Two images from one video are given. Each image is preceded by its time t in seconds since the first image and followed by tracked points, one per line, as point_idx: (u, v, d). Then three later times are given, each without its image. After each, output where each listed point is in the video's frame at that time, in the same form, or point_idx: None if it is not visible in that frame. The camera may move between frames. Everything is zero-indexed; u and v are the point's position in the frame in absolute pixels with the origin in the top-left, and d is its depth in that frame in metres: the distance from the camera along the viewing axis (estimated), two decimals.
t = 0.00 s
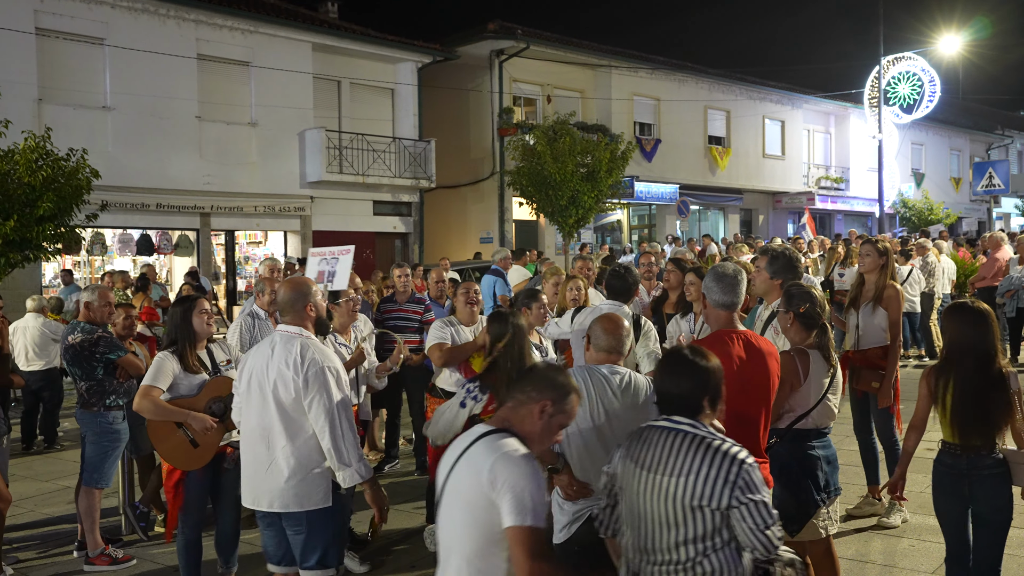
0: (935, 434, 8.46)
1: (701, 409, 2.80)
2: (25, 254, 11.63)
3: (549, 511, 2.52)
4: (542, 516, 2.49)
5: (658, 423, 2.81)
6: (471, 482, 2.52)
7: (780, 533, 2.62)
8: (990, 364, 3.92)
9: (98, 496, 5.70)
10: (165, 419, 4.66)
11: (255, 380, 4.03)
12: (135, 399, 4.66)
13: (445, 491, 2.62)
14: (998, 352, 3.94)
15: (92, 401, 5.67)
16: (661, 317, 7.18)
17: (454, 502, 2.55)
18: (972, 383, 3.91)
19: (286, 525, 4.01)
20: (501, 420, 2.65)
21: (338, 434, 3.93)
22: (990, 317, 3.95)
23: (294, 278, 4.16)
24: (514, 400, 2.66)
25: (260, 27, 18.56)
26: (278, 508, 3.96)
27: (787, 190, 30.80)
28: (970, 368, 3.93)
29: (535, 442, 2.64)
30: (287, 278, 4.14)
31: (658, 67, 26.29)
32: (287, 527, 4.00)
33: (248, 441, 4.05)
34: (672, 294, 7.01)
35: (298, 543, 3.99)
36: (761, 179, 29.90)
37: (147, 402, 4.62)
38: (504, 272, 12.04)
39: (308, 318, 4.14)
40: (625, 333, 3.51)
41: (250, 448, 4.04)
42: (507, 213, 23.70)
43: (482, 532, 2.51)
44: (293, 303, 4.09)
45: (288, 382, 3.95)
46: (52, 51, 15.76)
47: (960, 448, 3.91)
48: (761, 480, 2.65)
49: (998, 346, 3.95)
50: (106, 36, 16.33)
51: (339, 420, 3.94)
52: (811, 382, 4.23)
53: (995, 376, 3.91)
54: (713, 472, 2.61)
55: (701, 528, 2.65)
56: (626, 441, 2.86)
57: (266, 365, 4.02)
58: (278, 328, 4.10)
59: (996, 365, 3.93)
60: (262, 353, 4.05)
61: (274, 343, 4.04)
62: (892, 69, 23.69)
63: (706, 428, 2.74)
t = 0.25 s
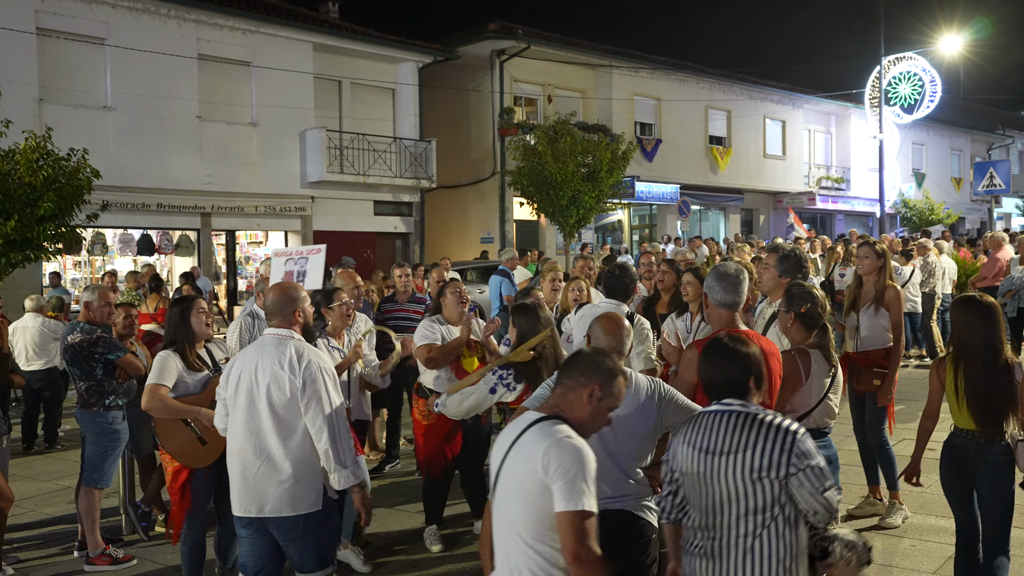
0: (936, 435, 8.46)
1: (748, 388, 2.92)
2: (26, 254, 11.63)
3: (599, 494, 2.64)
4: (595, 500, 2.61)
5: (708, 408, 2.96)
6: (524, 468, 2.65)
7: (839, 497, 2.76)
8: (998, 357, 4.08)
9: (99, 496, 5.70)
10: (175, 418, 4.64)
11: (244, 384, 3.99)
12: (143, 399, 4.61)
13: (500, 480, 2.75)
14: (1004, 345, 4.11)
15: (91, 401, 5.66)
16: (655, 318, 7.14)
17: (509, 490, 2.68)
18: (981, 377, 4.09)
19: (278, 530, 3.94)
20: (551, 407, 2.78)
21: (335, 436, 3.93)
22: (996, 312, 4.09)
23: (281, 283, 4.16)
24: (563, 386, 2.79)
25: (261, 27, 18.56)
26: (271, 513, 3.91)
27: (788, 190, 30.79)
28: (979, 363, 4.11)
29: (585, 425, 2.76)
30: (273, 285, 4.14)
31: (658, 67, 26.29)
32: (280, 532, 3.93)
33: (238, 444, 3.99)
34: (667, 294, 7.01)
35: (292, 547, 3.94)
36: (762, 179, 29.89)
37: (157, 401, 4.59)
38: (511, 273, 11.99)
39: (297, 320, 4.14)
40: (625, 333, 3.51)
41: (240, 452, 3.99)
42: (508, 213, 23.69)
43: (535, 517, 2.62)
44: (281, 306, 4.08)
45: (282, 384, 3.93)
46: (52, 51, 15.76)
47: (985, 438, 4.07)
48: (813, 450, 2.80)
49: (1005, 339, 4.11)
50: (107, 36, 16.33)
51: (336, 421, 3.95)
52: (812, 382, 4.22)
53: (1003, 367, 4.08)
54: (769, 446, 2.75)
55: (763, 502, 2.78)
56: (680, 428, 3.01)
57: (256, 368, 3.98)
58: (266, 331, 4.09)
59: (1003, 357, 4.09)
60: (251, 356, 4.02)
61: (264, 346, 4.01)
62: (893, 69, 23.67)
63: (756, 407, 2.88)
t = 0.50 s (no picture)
0: (935, 435, 8.46)
1: (793, 374, 3.10)
2: (25, 254, 11.61)
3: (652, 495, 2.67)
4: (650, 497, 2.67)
5: (754, 393, 3.15)
6: (580, 467, 2.68)
7: (882, 478, 2.96)
8: (1003, 348, 4.31)
9: (98, 497, 5.69)
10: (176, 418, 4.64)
11: (246, 383, 3.96)
12: (144, 400, 4.59)
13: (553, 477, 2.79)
14: (1011, 336, 4.34)
15: (90, 401, 5.65)
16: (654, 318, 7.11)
17: (564, 486, 2.72)
18: (988, 365, 4.30)
19: (279, 531, 3.92)
20: (603, 405, 2.86)
21: (336, 435, 3.95)
22: (1003, 305, 4.32)
23: (278, 281, 4.14)
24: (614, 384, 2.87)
25: (261, 27, 18.55)
26: (274, 513, 3.89)
27: (787, 190, 30.79)
28: (985, 351, 4.32)
29: (636, 421, 2.84)
30: (270, 282, 4.13)
31: (658, 68, 26.28)
32: (281, 532, 3.92)
33: (240, 442, 3.97)
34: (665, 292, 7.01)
35: (291, 547, 3.93)
36: (762, 179, 29.90)
37: (158, 401, 4.56)
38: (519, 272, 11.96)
39: (294, 318, 4.13)
40: (625, 332, 3.49)
41: (242, 450, 3.96)
42: (508, 213, 23.69)
43: (588, 516, 2.66)
44: (277, 304, 4.08)
45: (286, 383, 3.92)
46: (52, 51, 15.75)
47: (977, 423, 4.31)
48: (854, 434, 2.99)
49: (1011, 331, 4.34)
50: (106, 36, 16.32)
51: (336, 420, 3.98)
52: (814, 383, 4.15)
53: (1009, 357, 4.30)
54: (813, 429, 2.95)
55: (808, 482, 2.99)
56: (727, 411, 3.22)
57: (259, 366, 3.96)
58: (262, 329, 4.06)
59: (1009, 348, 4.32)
60: (251, 354, 3.98)
61: (264, 344, 3.99)
62: (892, 69, 23.67)
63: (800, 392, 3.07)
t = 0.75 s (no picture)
0: (933, 435, 8.45)
1: (848, 375, 3.14)
2: (23, 254, 11.60)
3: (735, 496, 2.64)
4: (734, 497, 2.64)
5: (807, 392, 3.17)
6: (661, 464, 2.65)
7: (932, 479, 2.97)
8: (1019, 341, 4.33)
9: (97, 497, 5.70)
10: (168, 414, 4.64)
11: (257, 385, 3.95)
12: (139, 398, 4.63)
13: (628, 473, 2.76)
14: None
15: (89, 401, 5.65)
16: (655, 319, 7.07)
17: (643, 483, 2.68)
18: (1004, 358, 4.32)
19: (292, 532, 3.94)
20: (683, 402, 2.78)
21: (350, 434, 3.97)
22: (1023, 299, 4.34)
23: (281, 281, 4.11)
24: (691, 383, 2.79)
25: (260, 27, 18.54)
26: (291, 515, 3.91)
27: (786, 190, 30.79)
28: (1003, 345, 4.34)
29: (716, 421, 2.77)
30: (275, 282, 4.09)
31: (657, 68, 26.29)
32: (293, 533, 3.94)
33: (252, 444, 3.96)
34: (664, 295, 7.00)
35: (303, 548, 3.93)
36: (761, 179, 29.91)
37: (150, 398, 4.60)
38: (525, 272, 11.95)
39: (299, 319, 4.12)
40: (623, 332, 3.49)
41: (255, 454, 3.95)
42: (507, 213, 23.71)
43: (670, 515, 2.63)
44: (283, 306, 4.05)
45: (298, 385, 3.93)
46: (51, 51, 15.74)
47: (990, 416, 4.34)
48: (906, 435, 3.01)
49: None
50: (105, 36, 16.30)
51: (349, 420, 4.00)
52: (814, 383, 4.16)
53: None
54: (868, 429, 2.97)
55: (861, 483, 3.00)
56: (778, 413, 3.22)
57: (267, 368, 3.96)
58: (268, 331, 4.07)
59: None
60: (259, 357, 3.98)
61: (273, 346, 3.99)
62: (892, 69, 23.67)
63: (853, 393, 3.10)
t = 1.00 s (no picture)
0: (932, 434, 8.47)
1: (898, 356, 3.42)
2: (22, 254, 11.60)
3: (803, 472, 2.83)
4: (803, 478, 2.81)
5: (860, 372, 3.42)
6: (731, 447, 2.82)
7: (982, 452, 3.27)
8: None
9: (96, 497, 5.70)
10: (159, 417, 4.62)
11: (260, 381, 3.95)
12: (130, 399, 4.62)
13: (693, 457, 2.92)
14: None
15: (88, 401, 5.64)
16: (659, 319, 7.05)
17: (713, 465, 2.85)
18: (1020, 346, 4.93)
19: (293, 527, 3.95)
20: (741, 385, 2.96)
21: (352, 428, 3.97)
22: None
23: (282, 279, 4.14)
24: (746, 365, 3.00)
25: (259, 27, 18.54)
26: (294, 510, 3.92)
27: (785, 190, 30.83)
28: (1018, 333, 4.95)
29: (772, 399, 2.99)
30: (275, 280, 4.14)
31: (656, 68, 26.30)
32: (294, 529, 3.95)
33: (255, 441, 3.96)
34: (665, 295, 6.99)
35: (301, 545, 3.95)
36: (760, 179, 29.93)
37: (140, 398, 4.59)
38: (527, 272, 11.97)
39: (299, 318, 4.13)
40: (621, 332, 3.51)
41: (259, 450, 3.95)
42: (506, 213, 23.72)
43: (747, 494, 2.81)
44: (284, 303, 4.09)
45: (303, 380, 3.94)
46: (50, 51, 15.74)
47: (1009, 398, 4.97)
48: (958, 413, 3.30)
49: None
50: (104, 35, 16.30)
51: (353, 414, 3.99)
52: (815, 382, 4.18)
53: None
54: (926, 406, 3.25)
55: (916, 454, 3.27)
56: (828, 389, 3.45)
57: (270, 364, 3.96)
58: (268, 329, 4.07)
59: None
60: (262, 353, 3.98)
61: (276, 343, 3.99)
62: (890, 69, 23.70)
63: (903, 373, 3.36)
